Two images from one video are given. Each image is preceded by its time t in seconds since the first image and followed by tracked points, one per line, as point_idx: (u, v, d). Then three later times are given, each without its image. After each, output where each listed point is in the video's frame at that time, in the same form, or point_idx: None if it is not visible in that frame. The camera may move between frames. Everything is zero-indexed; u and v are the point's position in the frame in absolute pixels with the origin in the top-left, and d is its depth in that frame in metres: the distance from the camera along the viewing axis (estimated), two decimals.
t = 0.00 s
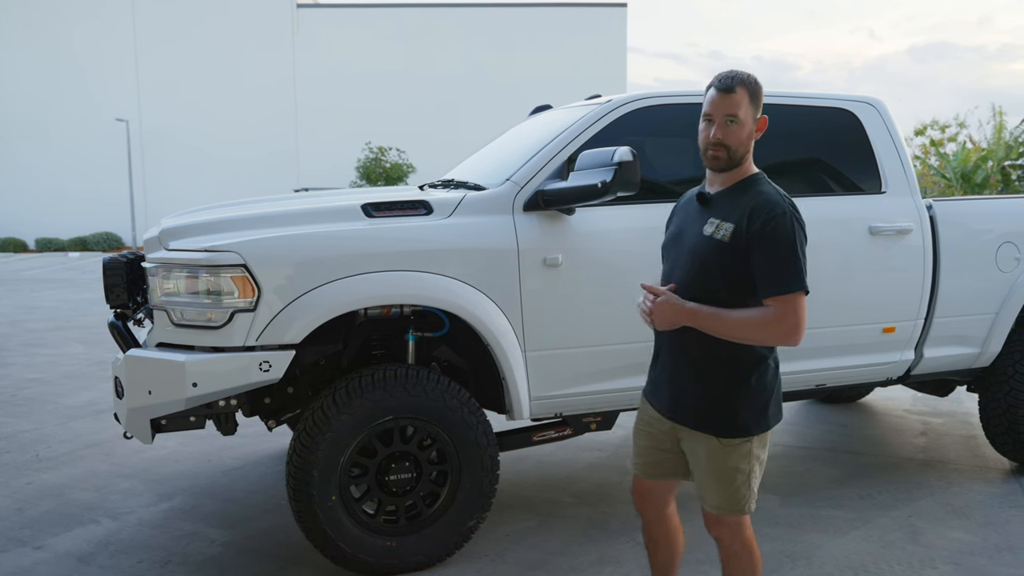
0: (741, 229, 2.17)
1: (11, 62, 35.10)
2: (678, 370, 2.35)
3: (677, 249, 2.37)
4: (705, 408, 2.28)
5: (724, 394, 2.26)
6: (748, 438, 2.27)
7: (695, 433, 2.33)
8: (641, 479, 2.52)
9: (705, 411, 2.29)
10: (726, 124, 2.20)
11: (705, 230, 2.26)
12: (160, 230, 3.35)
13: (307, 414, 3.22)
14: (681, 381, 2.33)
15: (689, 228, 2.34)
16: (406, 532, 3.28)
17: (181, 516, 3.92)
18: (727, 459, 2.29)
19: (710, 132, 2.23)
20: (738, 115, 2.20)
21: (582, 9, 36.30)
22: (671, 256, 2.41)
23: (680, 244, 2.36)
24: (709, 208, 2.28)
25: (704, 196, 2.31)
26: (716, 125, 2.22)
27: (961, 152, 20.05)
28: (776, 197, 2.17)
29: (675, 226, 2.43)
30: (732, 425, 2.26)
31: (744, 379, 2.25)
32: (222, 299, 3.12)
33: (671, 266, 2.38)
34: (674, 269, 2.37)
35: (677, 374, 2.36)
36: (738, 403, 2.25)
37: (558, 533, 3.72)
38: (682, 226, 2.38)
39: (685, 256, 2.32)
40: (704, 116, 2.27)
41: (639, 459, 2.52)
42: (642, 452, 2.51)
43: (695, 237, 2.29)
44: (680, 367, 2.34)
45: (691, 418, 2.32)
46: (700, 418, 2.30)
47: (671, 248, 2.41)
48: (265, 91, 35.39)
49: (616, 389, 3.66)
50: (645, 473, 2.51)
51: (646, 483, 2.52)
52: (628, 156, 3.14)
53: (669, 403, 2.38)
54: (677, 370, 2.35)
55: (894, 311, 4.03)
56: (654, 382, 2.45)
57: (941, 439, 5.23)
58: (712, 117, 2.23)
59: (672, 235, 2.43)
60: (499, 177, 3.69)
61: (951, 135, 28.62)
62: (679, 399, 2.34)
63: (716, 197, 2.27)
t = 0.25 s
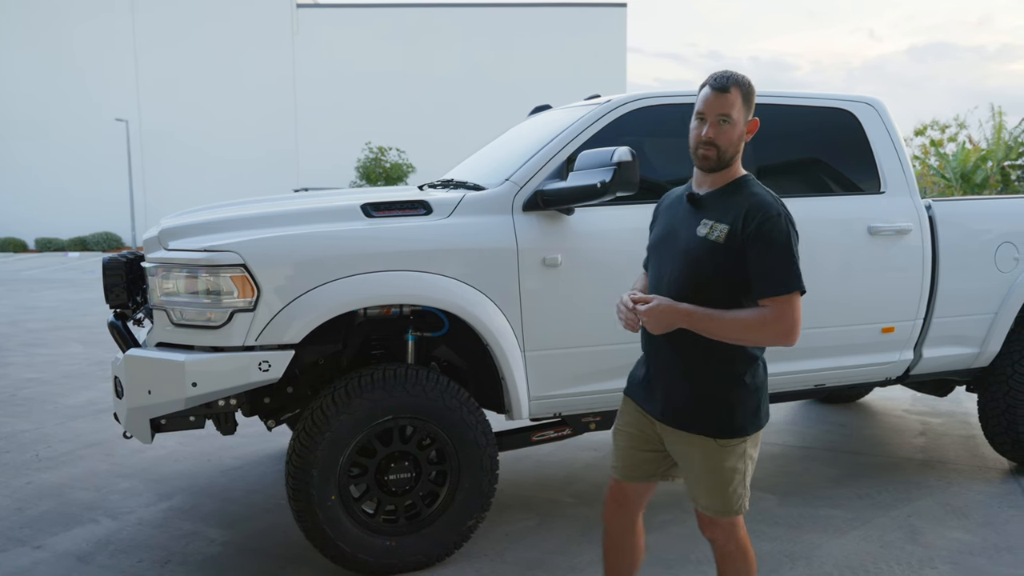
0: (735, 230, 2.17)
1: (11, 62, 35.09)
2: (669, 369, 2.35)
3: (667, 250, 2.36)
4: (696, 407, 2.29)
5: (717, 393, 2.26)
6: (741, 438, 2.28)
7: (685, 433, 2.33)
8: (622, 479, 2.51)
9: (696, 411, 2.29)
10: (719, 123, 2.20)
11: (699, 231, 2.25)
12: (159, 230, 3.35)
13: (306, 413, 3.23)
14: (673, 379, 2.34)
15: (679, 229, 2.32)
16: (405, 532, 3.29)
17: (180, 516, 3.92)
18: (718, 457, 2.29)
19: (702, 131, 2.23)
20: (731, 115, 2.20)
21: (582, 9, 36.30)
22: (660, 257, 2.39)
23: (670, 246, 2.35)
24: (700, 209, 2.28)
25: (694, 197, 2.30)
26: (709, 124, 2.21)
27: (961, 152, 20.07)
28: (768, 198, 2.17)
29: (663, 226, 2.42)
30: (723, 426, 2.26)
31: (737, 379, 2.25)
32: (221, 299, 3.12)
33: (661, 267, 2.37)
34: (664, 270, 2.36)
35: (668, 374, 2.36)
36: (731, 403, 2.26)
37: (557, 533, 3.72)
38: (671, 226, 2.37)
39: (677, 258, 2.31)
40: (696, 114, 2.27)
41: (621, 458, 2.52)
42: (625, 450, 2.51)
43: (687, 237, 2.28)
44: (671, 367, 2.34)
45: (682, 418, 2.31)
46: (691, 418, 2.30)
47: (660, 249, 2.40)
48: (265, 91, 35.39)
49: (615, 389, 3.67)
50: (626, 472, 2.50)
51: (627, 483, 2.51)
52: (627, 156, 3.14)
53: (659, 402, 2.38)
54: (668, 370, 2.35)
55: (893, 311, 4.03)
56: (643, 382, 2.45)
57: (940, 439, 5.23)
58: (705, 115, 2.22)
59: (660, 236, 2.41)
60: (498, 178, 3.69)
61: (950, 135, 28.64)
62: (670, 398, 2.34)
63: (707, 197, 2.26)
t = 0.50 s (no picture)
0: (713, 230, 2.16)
1: (11, 62, 35.09)
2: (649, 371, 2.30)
3: (641, 256, 2.31)
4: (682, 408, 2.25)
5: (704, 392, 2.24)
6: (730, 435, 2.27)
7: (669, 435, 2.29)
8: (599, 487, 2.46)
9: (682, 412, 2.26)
10: (690, 124, 2.17)
11: (675, 234, 2.21)
12: (159, 230, 3.35)
13: (306, 413, 3.23)
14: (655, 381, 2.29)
15: (652, 234, 2.28)
16: (405, 532, 3.29)
17: (180, 516, 3.92)
18: (704, 457, 2.27)
19: (673, 132, 2.20)
20: (702, 116, 2.18)
21: (582, 9, 36.31)
22: (633, 263, 2.34)
23: (643, 251, 2.30)
24: (673, 211, 2.24)
25: (666, 200, 2.26)
26: (680, 125, 2.18)
27: (960, 152, 20.07)
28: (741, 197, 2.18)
29: (632, 231, 2.37)
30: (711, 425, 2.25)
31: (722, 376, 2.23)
32: (221, 298, 3.12)
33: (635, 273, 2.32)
34: (639, 276, 2.31)
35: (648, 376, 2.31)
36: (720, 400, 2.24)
37: (556, 533, 3.72)
38: (642, 232, 2.32)
39: (653, 262, 2.26)
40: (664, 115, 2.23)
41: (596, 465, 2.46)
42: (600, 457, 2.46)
43: (662, 241, 2.24)
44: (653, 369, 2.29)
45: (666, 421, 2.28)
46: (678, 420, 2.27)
47: (632, 256, 2.35)
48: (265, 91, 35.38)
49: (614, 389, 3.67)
50: (604, 480, 2.45)
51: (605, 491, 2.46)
52: (627, 156, 3.14)
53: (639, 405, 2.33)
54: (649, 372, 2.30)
55: (892, 311, 4.03)
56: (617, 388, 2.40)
57: (940, 439, 5.23)
58: (674, 116, 2.19)
59: (630, 241, 2.36)
60: (498, 178, 3.69)
61: (950, 135, 28.64)
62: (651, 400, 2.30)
63: (679, 200, 2.23)
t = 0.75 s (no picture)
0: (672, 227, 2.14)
1: (11, 62, 35.02)
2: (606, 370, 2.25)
3: (596, 259, 2.23)
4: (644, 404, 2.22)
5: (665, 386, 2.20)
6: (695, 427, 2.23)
7: (635, 433, 2.26)
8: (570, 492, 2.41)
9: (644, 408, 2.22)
10: (645, 119, 2.15)
11: (634, 234, 2.16)
12: (158, 230, 3.36)
13: (305, 413, 3.23)
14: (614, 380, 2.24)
15: (605, 235, 2.21)
16: (404, 532, 3.30)
17: (179, 516, 3.93)
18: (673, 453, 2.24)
19: (627, 127, 2.15)
20: (656, 112, 2.16)
21: (582, 9, 36.30)
22: (586, 267, 2.25)
23: (598, 254, 2.22)
24: (627, 211, 2.18)
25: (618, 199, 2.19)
26: (636, 120, 2.14)
27: (960, 153, 20.07)
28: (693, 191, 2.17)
29: (580, 233, 2.27)
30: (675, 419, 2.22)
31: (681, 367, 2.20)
32: (220, 298, 3.13)
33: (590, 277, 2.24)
34: (595, 280, 2.23)
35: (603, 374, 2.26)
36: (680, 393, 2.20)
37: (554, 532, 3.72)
38: (592, 233, 2.24)
39: (611, 264, 2.20)
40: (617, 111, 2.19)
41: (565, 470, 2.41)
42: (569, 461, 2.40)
43: (619, 243, 2.18)
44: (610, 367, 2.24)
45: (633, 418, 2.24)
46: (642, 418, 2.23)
47: (585, 259, 2.26)
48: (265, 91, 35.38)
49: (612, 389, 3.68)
50: (575, 485, 2.40)
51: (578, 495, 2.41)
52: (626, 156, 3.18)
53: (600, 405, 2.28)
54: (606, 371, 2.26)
55: (890, 311, 4.04)
56: (574, 388, 2.34)
57: (938, 439, 5.24)
58: (629, 111, 2.16)
59: (580, 244, 2.27)
60: (496, 178, 3.70)
61: (950, 135, 28.65)
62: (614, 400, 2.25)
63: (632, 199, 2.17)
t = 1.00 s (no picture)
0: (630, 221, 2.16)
1: (10, 62, 35.01)
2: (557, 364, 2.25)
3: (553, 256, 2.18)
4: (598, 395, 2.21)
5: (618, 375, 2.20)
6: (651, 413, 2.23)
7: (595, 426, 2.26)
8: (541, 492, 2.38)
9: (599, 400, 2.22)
10: (606, 117, 2.11)
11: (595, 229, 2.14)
12: (156, 230, 3.36)
13: (303, 413, 3.24)
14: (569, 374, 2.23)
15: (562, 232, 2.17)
16: (401, 531, 3.30)
17: (178, 515, 3.93)
18: (634, 443, 2.24)
19: (588, 126, 2.10)
20: (613, 109, 2.13)
21: (582, 9, 36.30)
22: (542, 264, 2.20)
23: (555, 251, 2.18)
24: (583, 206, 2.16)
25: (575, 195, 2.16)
26: (598, 117, 2.10)
27: (960, 153, 20.05)
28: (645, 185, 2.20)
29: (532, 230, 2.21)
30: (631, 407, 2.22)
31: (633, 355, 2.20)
32: (217, 298, 3.13)
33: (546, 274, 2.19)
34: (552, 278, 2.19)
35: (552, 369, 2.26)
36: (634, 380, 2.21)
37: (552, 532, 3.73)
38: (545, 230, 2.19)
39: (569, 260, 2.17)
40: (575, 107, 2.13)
41: (532, 472, 2.38)
42: (534, 462, 2.36)
43: (580, 238, 2.15)
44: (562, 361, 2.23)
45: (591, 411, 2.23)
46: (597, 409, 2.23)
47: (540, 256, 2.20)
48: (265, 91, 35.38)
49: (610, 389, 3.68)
50: (544, 485, 2.37)
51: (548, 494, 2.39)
52: (623, 156, 3.21)
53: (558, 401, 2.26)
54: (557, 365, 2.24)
55: (888, 310, 4.04)
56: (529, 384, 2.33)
57: (936, 438, 5.24)
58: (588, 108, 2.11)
59: (537, 242, 2.21)
60: (494, 178, 3.70)
61: (950, 136, 28.64)
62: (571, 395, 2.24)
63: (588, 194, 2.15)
